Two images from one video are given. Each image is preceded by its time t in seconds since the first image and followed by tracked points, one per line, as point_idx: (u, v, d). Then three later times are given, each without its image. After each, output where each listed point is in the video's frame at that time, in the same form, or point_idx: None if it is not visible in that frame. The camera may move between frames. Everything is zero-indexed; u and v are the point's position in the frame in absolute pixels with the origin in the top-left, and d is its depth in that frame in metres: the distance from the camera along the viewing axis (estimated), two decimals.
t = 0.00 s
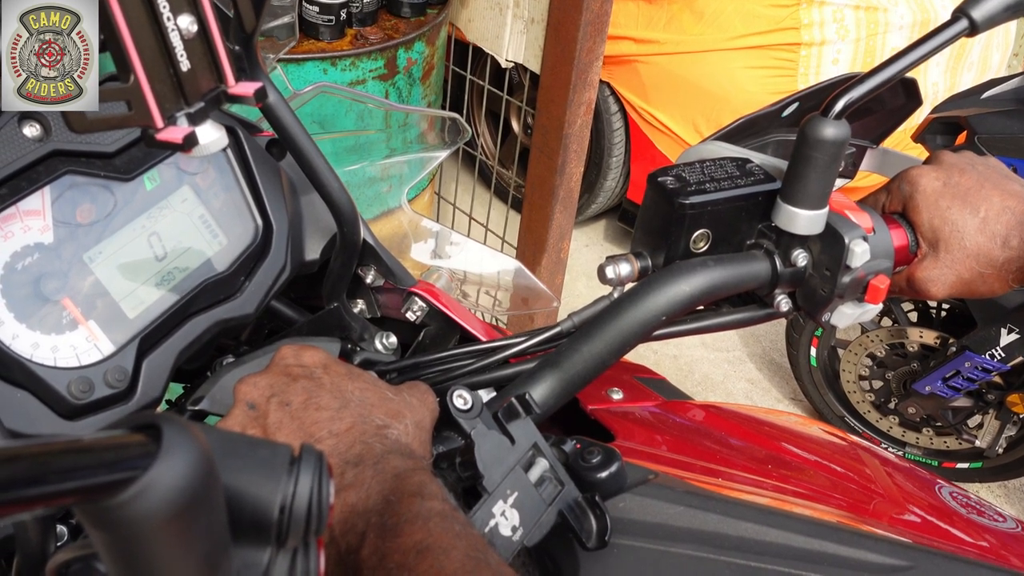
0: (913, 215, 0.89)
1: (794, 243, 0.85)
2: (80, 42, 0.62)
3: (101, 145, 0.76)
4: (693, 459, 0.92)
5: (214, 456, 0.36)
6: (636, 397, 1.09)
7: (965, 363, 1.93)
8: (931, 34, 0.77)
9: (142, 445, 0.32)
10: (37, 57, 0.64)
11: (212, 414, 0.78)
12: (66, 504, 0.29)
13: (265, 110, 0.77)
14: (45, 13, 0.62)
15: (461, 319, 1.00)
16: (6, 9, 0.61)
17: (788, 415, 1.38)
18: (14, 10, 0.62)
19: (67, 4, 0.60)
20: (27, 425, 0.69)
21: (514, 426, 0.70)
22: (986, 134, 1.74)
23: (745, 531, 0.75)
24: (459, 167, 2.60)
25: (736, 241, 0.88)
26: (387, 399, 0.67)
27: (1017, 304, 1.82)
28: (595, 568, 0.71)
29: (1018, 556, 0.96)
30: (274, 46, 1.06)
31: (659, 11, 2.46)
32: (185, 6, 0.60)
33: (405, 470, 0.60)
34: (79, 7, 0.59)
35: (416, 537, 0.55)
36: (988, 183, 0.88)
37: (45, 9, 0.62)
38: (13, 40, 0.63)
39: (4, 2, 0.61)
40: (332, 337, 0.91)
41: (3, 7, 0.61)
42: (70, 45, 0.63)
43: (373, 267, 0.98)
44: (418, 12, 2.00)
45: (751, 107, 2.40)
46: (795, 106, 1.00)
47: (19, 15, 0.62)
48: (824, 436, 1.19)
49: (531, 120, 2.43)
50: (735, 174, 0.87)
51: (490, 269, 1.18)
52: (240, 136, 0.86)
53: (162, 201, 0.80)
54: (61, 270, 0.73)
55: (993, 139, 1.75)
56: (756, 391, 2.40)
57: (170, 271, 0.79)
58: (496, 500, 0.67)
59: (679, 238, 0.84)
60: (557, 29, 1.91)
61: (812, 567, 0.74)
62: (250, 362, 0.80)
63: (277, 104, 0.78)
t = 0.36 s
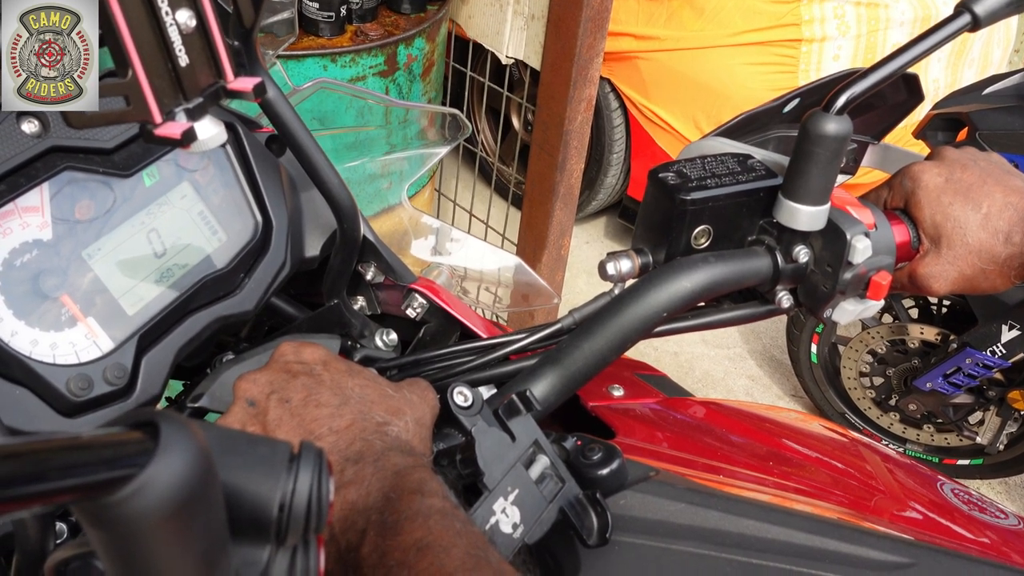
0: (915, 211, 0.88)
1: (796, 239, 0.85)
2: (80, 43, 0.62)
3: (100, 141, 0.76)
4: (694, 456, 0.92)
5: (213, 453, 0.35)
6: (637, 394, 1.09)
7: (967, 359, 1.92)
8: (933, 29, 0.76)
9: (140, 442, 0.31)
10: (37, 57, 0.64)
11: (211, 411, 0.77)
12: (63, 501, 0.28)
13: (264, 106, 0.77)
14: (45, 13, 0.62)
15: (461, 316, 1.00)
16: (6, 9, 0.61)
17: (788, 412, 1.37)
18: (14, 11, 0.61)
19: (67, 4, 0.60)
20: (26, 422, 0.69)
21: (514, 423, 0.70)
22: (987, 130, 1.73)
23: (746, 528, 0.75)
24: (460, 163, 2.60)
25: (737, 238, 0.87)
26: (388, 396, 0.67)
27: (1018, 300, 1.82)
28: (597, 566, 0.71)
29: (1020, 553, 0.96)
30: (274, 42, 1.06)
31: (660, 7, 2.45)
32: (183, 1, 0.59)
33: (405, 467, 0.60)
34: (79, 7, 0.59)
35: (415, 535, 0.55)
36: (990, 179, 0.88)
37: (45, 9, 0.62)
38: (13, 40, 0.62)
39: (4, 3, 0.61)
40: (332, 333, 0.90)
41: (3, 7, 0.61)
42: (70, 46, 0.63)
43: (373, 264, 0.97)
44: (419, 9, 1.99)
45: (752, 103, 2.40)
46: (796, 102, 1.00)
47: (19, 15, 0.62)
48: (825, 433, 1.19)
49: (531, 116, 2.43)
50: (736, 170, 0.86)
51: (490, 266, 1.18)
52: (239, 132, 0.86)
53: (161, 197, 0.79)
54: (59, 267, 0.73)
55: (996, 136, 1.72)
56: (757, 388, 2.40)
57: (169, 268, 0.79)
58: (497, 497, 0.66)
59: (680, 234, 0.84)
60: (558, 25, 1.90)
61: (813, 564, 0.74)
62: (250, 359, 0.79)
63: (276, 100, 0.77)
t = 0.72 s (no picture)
0: (918, 209, 0.88)
1: (799, 237, 0.84)
2: (80, 43, 0.64)
3: (103, 139, 0.75)
4: (696, 454, 0.92)
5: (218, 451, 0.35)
6: (639, 391, 1.08)
7: (968, 357, 1.92)
8: (936, 26, 0.76)
9: (147, 441, 0.31)
10: (37, 57, 0.64)
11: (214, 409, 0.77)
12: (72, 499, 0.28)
13: (267, 104, 0.77)
14: (45, 13, 0.63)
15: (465, 315, 0.99)
16: (6, 9, 0.62)
17: (790, 409, 1.37)
18: (14, 11, 0.62)
19: (68, 4, 0.62)
20: (30, 421, 0.69)
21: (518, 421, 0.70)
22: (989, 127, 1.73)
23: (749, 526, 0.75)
24: (461, 161, 2.60)
25: (740, 235, 0.87)
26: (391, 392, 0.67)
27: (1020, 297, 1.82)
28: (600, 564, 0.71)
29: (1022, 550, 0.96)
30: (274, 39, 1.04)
31: (661, 4, 2.45)
32: None
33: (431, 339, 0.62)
34: (79, 7, 0.62)
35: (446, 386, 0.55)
36: (994, 176, 0.88)
37: (45, 9, 0.63)
38: (13, 41, 0.63)
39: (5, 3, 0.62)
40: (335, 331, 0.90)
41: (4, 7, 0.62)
42: (70, 46, 0.64)
43: (376, 262, 0.97)
44: (420, 6, 1.99)
45: (754, 100, 2.39)
46: (800, 99, 1.00)
47: (19, 15, 0.62)
48: (827, 430, 1.19)
49: (532, 113, 2.43)
50: (739, 168, 0.86)
51: (491, 264, 1.18)
52: (241, 130, 0.86)
53: (164, 195, 0.79)
54: (62, 264, 0.73)
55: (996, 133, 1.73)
56: (758, 385, 2.40)
57: (172, 266, 0.79)
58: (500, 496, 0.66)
59: (684, 232, 0.83)
60: (559, 22, 1.90)
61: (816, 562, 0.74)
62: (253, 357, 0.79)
63: (279, 98, 0.77)
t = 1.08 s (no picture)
0: (920, 213, 0.88)
1: (801, 240, 0.85)
2: (80, 43, 0.63)
3: (105, 142, 0.76)
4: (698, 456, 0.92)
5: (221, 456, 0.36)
6: (640, 393, 1.09)
7: (969, 356, 1.92)
8: (937, 30, 0.76)
9: (150, 447, 0.32)
10: (37, 57, 0.64)
11: (215, 411, 0.77)
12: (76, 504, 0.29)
13: (268, 107, 0.77)
14: (45, 13, 0.62)
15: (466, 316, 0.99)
16: (6, 9, 0.61)
17: (791, 409, 1.37)
18: (14, 11, 0.61)
19: (67, 4, 0.61)
20: (33, 424, 0.69)
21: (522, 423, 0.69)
22: (989, 127, 1.73)
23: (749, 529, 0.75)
24: (461, 161, 2.60)
25: (742, 238, 0.87)
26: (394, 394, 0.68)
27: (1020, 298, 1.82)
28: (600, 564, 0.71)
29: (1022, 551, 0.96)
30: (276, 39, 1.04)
31: (663, 3, 2.45)
32: (189, 4, 0.59)
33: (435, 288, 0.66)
34: (79, 7, 0.61)
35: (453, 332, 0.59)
36: (995, 179, 0.88)
37: (45, 9, 0.62)
38: (13, 41, 0.62)
39: (3, 3, 0.61)
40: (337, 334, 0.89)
41: (3, 7, 0.61)
42: (70, 46, 0.64)
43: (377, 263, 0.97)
44: (421, 6, 1.99)
45: (755, 100, 2.39)
46: (801, 102, 1.03)
47: (19, 15, 0.61)
48: (826, 431, 1.19)
49: (533, 113, 2.43)
50: (740, 170, 0.86)
51: (492, 266, 1.18)
52: (243, 133, 0.86)
53: (165, 198, 0.80)
54: (64, 267, 0.73)
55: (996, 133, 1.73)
56: (759, 384, 2.40)
57: (173, 268, 0.80)
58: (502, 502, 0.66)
59: (686, 235, 0.83)
60: (560, 22, 1.89)
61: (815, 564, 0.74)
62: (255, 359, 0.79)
63: (281, 100, 0.77)
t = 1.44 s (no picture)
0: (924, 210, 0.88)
1: (804, 240, 0.85)
2: (80, 42, 0.63)
3: (107, 141, 0.76)
4: (700, 456, 0.92)
5: (225, 456, 0.36)
6: (642, 393, 1.08)
7: (971, 357, 1.92)
8: (941, 29, 0.76)
9: (154, 446, 0.32)
10: (37, 57, 0.64)
11: (217, 411, 0.77)
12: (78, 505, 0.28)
13: (271, 107, 0.77)
14: (45, 13, 0.62)
15: (467, 315, 0.99)
16: (6, 9, 0.61)
17: (793, 409, 1.37)
18: (14, 11, 0.61)
19: (67, 4, 0.61)
20: (35, 424, 0.69)
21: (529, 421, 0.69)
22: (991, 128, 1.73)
23: (753, 529, 0.75)
24: (463, 161, 2.60)
25: (745, 238, 0.87)
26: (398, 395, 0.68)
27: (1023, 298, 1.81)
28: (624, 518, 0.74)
29: None
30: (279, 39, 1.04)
31: (664, 4, 2.45)
32: (193, 3, 0.59)
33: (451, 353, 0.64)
34: (79, 7, 0.61)
35: (467, 414, 0.58)
36: (999, 177, 0.88)
37: (45, 9, 0.62)
38: (13, 40, 0.62)
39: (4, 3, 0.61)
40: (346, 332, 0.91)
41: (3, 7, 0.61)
42: (70, 45, 0.63)
43: (380, 263, 0.97)
44: (422, 6, 1.99)
45: (757, 101, 2.38)
46: (803, 101, 1.01)
47: (19, 15, 0.61)
48: (829, 431, 1.19)
49: (534, 114, 2.43)
50: (743, 170, 0.86)
51: (493, 265, 1.18)
52: (246, 133, 0.86)
53: (168, 198, 0.79)
54: (67, 267, 0.73)
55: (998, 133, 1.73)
56: (760, 385, 2.40)
57: (176, 268, 0.79)
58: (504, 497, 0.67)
59: (688, 235, 0.83)
60: (562, 22, 1.89)
61: (818, 564, 0.74)
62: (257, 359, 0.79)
63: (283, 100, 0.77)
